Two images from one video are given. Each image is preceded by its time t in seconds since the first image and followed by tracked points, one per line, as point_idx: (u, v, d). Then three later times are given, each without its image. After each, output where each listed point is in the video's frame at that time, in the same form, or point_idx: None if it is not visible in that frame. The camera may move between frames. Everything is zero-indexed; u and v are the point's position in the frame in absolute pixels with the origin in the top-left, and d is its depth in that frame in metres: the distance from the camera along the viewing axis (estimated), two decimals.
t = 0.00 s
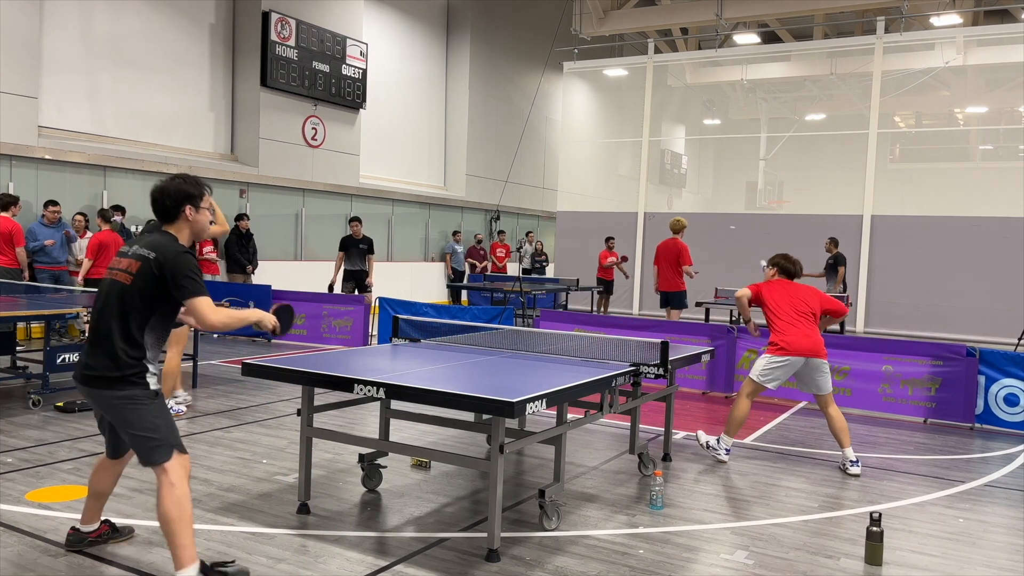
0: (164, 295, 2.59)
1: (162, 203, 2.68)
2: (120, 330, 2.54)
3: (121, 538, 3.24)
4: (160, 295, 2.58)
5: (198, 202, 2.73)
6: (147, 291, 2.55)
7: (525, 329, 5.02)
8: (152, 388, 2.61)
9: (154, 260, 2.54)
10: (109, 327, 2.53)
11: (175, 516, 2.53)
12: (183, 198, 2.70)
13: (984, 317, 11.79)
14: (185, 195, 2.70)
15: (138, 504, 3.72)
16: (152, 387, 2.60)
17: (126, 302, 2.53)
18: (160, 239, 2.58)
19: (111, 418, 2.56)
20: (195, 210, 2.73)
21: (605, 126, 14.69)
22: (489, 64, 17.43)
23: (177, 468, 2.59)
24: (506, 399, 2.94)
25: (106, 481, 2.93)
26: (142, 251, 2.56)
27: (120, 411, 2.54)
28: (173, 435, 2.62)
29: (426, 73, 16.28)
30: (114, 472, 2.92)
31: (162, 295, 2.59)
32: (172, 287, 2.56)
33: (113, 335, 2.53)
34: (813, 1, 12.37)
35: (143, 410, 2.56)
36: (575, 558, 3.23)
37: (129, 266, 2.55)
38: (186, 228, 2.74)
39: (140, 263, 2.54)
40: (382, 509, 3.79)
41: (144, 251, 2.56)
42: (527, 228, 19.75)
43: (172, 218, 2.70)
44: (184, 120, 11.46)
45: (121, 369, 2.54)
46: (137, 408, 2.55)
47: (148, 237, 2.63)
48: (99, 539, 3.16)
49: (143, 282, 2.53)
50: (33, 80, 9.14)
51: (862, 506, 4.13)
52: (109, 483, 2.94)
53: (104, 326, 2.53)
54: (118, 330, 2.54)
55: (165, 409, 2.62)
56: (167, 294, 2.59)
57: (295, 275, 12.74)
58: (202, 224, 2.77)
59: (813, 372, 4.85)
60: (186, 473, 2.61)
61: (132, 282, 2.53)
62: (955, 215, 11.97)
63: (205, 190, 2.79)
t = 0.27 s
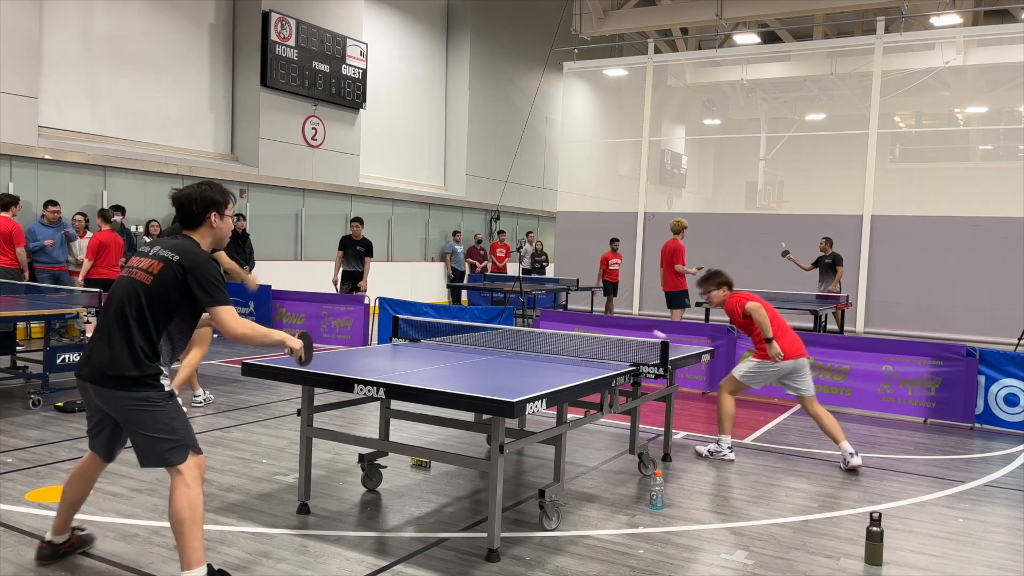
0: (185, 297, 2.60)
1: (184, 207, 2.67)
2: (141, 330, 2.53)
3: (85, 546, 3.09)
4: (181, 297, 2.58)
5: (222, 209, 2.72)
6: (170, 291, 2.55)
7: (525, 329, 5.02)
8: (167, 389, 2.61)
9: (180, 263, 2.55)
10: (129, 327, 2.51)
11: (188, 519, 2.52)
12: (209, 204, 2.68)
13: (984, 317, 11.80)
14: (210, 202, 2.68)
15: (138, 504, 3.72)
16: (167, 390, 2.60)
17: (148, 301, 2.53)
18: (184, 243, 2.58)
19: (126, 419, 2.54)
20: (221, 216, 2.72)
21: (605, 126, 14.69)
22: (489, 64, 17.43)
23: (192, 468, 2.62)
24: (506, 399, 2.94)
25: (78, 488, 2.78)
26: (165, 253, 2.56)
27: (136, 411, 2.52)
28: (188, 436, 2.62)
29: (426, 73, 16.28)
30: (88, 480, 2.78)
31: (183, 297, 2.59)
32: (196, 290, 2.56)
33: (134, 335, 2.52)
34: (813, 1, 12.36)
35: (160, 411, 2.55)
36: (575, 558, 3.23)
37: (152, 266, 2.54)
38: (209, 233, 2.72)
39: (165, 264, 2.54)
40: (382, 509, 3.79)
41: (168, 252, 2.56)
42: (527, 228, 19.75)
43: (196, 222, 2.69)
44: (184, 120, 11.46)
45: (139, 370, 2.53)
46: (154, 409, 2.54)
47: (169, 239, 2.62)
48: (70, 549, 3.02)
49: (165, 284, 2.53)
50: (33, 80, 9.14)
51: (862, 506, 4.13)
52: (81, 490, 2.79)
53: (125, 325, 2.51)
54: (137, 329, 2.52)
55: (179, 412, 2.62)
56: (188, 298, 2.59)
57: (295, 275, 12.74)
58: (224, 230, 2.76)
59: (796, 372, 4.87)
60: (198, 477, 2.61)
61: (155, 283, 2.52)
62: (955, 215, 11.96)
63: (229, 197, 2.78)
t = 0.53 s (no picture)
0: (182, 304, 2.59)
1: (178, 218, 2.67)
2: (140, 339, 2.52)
3: (77, 548, 3.07)
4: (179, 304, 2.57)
5: (221, 221, 2.74)
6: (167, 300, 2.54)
7: (525, 330, 5.01)
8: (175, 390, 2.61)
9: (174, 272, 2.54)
10: (129, 335, 2.51)
11: (208, 499, 2.49)
12: (207, 216, 2.69)
13: (984, 317, 11.80)
14: (207, 212, 2.69)
15: (138, 504, 3.72)
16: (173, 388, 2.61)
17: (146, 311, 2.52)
18: (179, 252, 2.58)
19: (137, 422, 2.54)
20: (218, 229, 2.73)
21: (605, 126, 14.69)
22: (489, 64, 17.43)
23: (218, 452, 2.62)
24: (506, 399, 2.94)
25: (80, 489, 2.76)
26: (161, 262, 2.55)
27: (146, 414, 2.52)
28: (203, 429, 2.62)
29: (426, 74, 16.28)
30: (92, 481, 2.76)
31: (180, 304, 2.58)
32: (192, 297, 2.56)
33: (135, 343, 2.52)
34: (813, 1, 12.36)
35: (171, 411, 2.55)
36: (575, 558, 3.23)
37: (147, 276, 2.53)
38: (204, 245, 2.73)
39: (160, 274, 2.53)
40: (382, 509, 3.79)
41: (163, 262, 2.55)
42: (526, 228, 19.76)
43: (193, 233, 2.70)
44: (184, 120, 11.47)
45: (144, 374, 2.53)
46: (164, 410, 2.54)
47: (164, 249, 2.61)
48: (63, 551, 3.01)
49: (162, 293, 2.52)
50: (33, 81, 9.15)
51: (862, 506, 4.13)
52: (82, 492, 2.77)
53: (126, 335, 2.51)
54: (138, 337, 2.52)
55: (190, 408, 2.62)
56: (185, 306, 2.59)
57: (295, 275, 12.74)
58: (219, 242, 2.76)
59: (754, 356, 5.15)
60: (226, 461, 2.61)
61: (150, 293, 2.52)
62: (955, 215, 11.97)
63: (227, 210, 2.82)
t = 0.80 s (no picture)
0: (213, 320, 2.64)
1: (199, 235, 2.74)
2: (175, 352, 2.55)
3: (78, 548, 3.09)
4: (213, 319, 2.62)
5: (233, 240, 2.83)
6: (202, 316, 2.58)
7: (525, 330, 5.02)
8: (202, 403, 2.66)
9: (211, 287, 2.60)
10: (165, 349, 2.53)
11: (239, 506, 2.66)
12: (221, 233, 2.79)
13: (984, 317, 11.80)
14: (223, 231, 2.79)
15: (138, 504, 3.72)
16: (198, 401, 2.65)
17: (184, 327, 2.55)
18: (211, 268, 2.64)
19: (166, 436, 2.57)
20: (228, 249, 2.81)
21: (605, 126, 14.70)
22: (489, 64, 17.43)
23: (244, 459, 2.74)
24: (506, 399, 2.94)
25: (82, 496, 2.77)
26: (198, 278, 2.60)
27: (178, 427, 2.57)
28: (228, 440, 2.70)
29: (426, 74, 16.29)
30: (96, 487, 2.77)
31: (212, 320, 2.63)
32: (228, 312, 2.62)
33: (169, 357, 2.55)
34: (813, 1, 12.36)
35: (201, 424, 2.61)
36: (574, 558, 3.23)
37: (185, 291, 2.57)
38: (215, 262, 2.79)
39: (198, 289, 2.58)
40: (382, 509, 3.79)
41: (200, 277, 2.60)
42: (526, 228, 19.76)
43: (206, 248, 2.75)
44: (184, 120, 11.46)
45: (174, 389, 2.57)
46: (195, 423, 2.60)
47: (189, 265, 2.66)
48: (63, 550, 3.03)
49: (202, 307, 2.57)
50: (33, 80, 9.15)
51: (862, 506, 4.13)
52: (87, 497, 2.77)
53: (160, 350, 2.53)
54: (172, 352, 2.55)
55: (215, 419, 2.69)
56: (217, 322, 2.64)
57: (295, 275, 12.74)
58: (227, 263, 2.83)
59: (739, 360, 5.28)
60: (252, 467, 2.74)
61: (189, 309, 2.55)
62: (955, 215, 11.97)
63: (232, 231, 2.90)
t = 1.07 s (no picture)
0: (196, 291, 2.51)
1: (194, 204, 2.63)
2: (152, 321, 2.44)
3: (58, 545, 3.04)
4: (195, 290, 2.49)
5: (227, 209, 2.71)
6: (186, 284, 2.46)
7: (525, 330, 5.02)
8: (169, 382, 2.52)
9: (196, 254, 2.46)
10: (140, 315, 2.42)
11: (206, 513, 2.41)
12: (214, 203, 2.66)
13: (983, 316, 11.80)
14: (217, 200, 2.66)
15: (138, 504, 3.72)
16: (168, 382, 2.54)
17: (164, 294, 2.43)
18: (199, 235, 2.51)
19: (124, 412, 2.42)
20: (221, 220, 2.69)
21: (605, 126, 14.70)
22: (489, 64, 17.43)
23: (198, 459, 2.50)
24: (506, 399, 2.94)
25: (58, 480, 2.74)
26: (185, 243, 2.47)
27: (143, 403, 2.42)
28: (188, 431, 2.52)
29: (426, 74, 16.29)
30: (69, 470, 2.73)
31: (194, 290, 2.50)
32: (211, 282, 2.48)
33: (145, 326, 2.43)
34: (813, 1, 12.35)
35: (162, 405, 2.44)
36: (574, 558, 3.23)
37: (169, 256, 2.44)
38: (207, 232, 2.68)
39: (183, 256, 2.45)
40: (382, 509, 3.79)
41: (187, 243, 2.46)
42: (527, 228, 19.77)
43: (197, 218, 2.65)
44: (184, 120, 11.46)
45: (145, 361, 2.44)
46: (158, 403, 2.44)
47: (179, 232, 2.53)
48: (44, 545, 2.98)
49: (184, 276, 2.44)
50: (34, 81, 9.15)
51: (862, 506, 4.13)
52: (61, 480, 2.75)
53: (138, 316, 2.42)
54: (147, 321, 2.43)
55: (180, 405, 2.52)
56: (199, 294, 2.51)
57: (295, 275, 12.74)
58: (222, 232, 2.72)
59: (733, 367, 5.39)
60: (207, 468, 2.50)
61: (172, 275, 2.43)
62: (955, 215, 11.97)
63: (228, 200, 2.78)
